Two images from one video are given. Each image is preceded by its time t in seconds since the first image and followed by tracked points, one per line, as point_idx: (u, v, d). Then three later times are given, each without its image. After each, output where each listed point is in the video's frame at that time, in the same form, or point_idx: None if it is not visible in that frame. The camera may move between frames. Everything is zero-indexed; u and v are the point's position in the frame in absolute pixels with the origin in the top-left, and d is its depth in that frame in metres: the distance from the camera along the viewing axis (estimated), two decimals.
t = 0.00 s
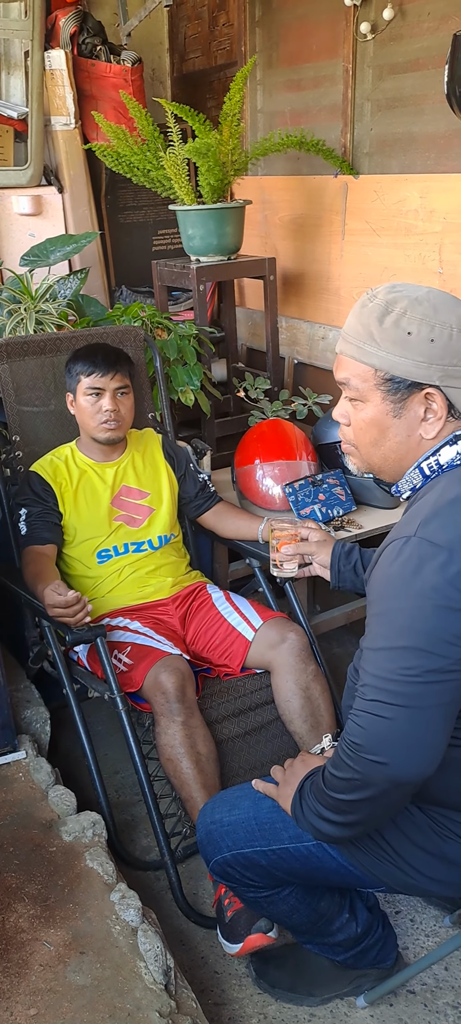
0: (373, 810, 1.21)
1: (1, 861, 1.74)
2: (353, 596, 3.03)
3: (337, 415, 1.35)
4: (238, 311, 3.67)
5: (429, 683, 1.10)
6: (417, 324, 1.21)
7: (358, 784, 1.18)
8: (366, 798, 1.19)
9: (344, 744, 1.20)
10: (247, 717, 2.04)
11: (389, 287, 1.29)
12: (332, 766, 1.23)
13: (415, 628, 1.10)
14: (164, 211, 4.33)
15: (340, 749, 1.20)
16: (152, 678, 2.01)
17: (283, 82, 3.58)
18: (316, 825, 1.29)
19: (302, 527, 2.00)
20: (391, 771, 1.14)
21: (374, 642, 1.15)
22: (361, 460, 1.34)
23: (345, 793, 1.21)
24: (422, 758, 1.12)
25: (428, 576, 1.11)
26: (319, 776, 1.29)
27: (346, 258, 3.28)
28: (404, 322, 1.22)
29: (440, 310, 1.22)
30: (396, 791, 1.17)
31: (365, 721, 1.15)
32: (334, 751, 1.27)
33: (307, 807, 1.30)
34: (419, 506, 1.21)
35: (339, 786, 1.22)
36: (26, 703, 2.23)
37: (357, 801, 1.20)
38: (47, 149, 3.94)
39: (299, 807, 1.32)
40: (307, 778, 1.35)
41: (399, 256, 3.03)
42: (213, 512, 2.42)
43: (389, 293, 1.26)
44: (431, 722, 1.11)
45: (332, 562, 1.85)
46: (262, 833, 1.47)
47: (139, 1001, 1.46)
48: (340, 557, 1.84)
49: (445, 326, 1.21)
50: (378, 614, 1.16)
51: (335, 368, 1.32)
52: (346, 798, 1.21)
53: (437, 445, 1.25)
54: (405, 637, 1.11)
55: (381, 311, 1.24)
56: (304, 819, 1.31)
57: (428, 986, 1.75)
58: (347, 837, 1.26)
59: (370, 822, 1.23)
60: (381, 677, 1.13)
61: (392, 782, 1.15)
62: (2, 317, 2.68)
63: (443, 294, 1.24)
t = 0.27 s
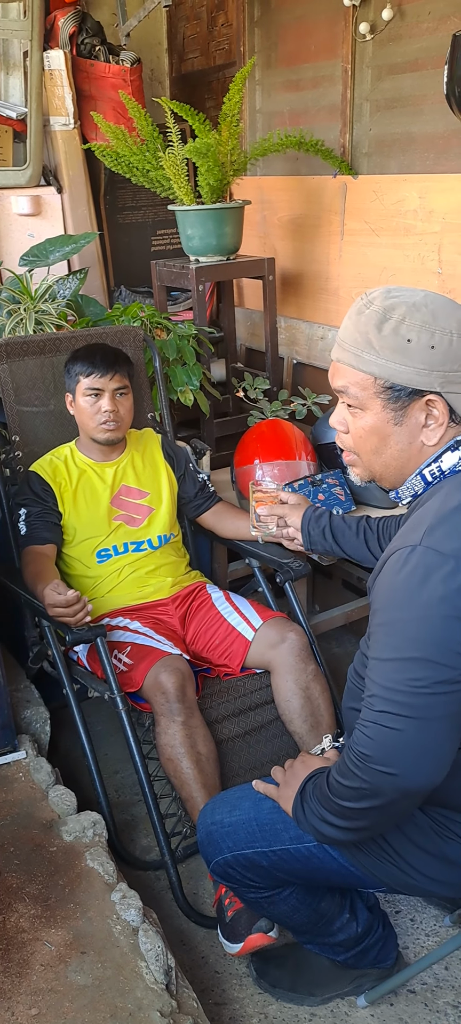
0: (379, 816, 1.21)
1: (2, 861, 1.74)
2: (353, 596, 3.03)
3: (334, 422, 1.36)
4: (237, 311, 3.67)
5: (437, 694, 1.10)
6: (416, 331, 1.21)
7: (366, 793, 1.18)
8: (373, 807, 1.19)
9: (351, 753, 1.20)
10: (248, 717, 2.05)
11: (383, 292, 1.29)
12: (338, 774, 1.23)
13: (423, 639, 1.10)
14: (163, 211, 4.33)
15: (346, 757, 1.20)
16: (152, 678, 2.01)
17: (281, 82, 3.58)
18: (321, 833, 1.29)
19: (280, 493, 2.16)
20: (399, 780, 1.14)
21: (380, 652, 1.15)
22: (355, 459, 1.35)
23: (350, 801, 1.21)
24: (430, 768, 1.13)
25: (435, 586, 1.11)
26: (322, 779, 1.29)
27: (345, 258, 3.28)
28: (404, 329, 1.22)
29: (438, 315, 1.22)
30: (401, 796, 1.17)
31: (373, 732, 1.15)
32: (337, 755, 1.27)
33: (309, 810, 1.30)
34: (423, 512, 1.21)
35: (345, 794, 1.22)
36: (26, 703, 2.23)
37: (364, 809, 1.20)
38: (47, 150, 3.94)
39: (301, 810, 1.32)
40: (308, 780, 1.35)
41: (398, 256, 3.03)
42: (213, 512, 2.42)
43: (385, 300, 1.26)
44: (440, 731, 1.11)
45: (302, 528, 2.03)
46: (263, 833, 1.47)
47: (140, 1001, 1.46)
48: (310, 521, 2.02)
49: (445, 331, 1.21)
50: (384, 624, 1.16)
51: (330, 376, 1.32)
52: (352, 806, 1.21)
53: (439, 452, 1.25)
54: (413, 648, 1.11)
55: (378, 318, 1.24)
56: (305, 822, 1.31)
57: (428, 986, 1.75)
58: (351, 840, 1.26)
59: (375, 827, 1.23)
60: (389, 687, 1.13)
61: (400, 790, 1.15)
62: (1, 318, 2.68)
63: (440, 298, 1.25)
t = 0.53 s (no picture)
0: (382, 818, 1.21)
1: (3, 861, 1.74)
2: (353, 595, 3.03)
3: (331, 421, 1.36)
4: (237, 311, 3.67)
5: (442, 697, 1.10)
6: (415, 331, 1.21)
7: (370, 797, 1.18)
8: (377, 810, 1.19)
9: (354, 756, 1.20)
10: (249, 717, 2.05)
11: (382, 292, 1.29)
12: (341, 777, 1.23)
13: (428, 642, 1.10)
14: (163, 211, 4.33)
15: (350, 760, 1.20)
16: (153, 678, 2.01)
17: (281, 82, 3.58)
18: (323, 834, 1.28)
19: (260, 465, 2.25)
20: (403, 783, 1.14)
21: (384, 654, 1.15)
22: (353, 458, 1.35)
23: (354, 804, 1.21)
24: (434, 771, 1.13)
25: (439, 589, 1.11)
26: (325, 780, 1.29)
27: (345, 258, 3.28)
28: (402, 329, 1.22)
29: (437, 316, 1.22)
30: (404, 799, 1.17)
31: (378, 735, 1.14)
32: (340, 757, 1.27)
33: (312, 812, 1.30)
34: (424, 514, 1.21)
35: (348, 797, 1.21)
36: (27, 703, 2.23)
37: (368, 812, 1.20)
38: (46, 150, 3.94)
39: (303, 810, 1.32)
40: (310, 781, 1.35)
41: (399, 256, 3.03)
42: (213, 511, 2.42)
43: (384, 300, 1.26)
44: (444, 735, 1.12)
45: (275, 498, 2.10)
46: (264, 833, 1.47)
47: (142, 1001, 1.46)
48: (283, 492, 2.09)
49: (445, 332, 1.21)
50: (388, 627, 1.16)
51: (329, 374, 1.32)
52: (356, 809, 1.21)
53: (438, 453, 1.24)
54: (418, 651, 1.11)
55: (377, 318, 1.24)
56: (307, 823, 1.31)
57: (430, 985, 1.75)
58: (354, 842, 1.26)
59: (378, 829, 1.23)
60: (393, 690, 1.13)
61: (403, 793, 1.15)
62: (1, 318, 2.68)
63: (439, 299, 1.24)
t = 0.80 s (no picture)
0: (384, 819, 1.21)
1: (4, 861, 1.74)
2: (353, 595, 3.03)
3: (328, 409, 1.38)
4: (236, 311, 3.67)
5: (441, 698, 1.10)
6: (372, 347, 1.19)
7: (371, 798, 1.18)
8: (378, 811, 1.19)
9: (354, 758, 1.20)
10: (249, 718, 2.04)
11: (371, 292, 1.25)
12: (342, 778, 1.23)
13: (426, 642, 1.10)
14: (162, 211, 4.33)
15: (350, 762, 1.20)
16: (154, 678, 2.01)
17: (281, 81, 3.58)
18: (324, 835, 1.28)
19: (250, 448, 2.16)
20: (404, 784, 1.14)
21: (382, 656, 1.15)
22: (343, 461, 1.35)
23: (355, 805, 1.21)
24: (435, 772, 1.13)
25: (436, 589, 1.11)
26: (326, 781, 1.29)
27: (345, 258, 3.28)
28: (362, 342, 1.20)
29: (400, 334, 1.18)
30: (406, 800, 1.17)
31: (377, 737, 1.14)
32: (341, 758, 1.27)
33: (313, 814, 1.30)
34: (420, 514, 1.21)
35: (348, 799, 1.21)
36: (27, 704, 2.23)
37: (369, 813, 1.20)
38: (46, 150, 3.94)
39: (304, 812, 1.32)
40: (311, 781, 1.35)
41: (399, 256, 3.03)
42: (213, 511, 2.41)
43: (362, 304, 1.23)
44: (443, 735, 1.11)
45: (263, 483, 2.08)
46: (265, 834, 1.47)
47: (143, 1001, 1.46)
48: (271, 478, 2.06)
49: (400, 353, 1.17)
50: (385, 628, 1.15)
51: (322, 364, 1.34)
52: (357, 811, 1.21)
53: (423, 460, 1.24)
54: (415, 653, 1.11)
55: (347, 326, 1.23)
56: (309, 825, 1.31)
57: (431, 986, 1.75)
58: (356, 844, 1.26)
59: (380, 829, 1.23)
60: (392, 691, 1.12)
61: (404, 794, 1.15)
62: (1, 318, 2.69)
63: (416, 310, 1.19)
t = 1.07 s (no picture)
0: (380, 818, 1.21)
1: (3, 862, 1.74)
2: (352, 596, 3.03)
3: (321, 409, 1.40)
4: (236, 312, 3.67)
5: (433, 694, 1.10)
6: (354, 344, 1.20)
7: (366, 797, 1.18)
8: (374, 809, 1.19)
9: (349, 757, 1.20)
10: (249, 719, 2.05)
11: (360, 293, 1.26)
12: (338, 778, 1.23)
13: (416, 639, 1.10)
14: (161, 212, 4.33)
15: (345, 761, 1.20)
16: (153, 679, 2.01)
17: (280, 82, 3.58)
18: (323, 836, 1.28)
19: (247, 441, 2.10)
20: (398, 782, 1.14)
21: (375, 654, 1.15)
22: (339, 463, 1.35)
23: (351, 805, 1.21)
24: (429, 769, 1.12)
25: (425, 585, 1.11)
26: (324, 782, 1.29)
27: (344, 258, 3.28)
28: (345, 340, 1.22)
29: (380, 331, 1.19)
30: (403, 800, 1.17)
31: (371, 735, 1.14)
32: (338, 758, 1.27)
33: (312, 815, 1.30)
34: (409, 512, 1.21)
35: (345, 798, 1.21)
36: (26, 705, 2.23)
37: (365, 812, 1.20)
38: (45, 150, 3.93)
39: (304, 814, 1.32)
40: (310, 782, 1.35)
41: (398, 256, 3.03)
42: (212, 512, 2.41)
43: (348, 302, 1.25)
44: (437, 732, 1.11)
45: (260, 479, 2.08)
46: (265, 835, 1.47)
47: (143, 1003, 1.46)
48: (267, 475, 2.07)
49: (379, 350, 1.18)
50: (377, 626, 1.16)
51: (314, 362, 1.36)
52: (353, 810, 1.21)
53: (407, 461, 1.25)
54: (406, 649, 1.11)
55: (334, 324, 1.25)
56: (308, 826, 1.31)
57: (431, 987, 1.75)
58: (354, 844, 1.26)
59: (378, 829, 1.23)
60: (384, 689, 1.12)
61: (399, 793, 1.15)
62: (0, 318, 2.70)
63: (398, 309, 1.20)
